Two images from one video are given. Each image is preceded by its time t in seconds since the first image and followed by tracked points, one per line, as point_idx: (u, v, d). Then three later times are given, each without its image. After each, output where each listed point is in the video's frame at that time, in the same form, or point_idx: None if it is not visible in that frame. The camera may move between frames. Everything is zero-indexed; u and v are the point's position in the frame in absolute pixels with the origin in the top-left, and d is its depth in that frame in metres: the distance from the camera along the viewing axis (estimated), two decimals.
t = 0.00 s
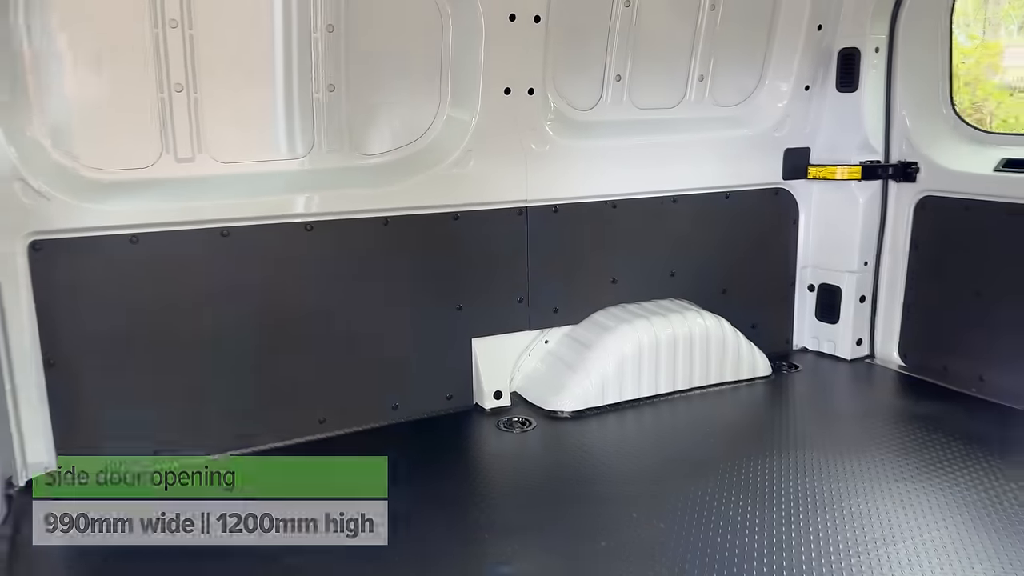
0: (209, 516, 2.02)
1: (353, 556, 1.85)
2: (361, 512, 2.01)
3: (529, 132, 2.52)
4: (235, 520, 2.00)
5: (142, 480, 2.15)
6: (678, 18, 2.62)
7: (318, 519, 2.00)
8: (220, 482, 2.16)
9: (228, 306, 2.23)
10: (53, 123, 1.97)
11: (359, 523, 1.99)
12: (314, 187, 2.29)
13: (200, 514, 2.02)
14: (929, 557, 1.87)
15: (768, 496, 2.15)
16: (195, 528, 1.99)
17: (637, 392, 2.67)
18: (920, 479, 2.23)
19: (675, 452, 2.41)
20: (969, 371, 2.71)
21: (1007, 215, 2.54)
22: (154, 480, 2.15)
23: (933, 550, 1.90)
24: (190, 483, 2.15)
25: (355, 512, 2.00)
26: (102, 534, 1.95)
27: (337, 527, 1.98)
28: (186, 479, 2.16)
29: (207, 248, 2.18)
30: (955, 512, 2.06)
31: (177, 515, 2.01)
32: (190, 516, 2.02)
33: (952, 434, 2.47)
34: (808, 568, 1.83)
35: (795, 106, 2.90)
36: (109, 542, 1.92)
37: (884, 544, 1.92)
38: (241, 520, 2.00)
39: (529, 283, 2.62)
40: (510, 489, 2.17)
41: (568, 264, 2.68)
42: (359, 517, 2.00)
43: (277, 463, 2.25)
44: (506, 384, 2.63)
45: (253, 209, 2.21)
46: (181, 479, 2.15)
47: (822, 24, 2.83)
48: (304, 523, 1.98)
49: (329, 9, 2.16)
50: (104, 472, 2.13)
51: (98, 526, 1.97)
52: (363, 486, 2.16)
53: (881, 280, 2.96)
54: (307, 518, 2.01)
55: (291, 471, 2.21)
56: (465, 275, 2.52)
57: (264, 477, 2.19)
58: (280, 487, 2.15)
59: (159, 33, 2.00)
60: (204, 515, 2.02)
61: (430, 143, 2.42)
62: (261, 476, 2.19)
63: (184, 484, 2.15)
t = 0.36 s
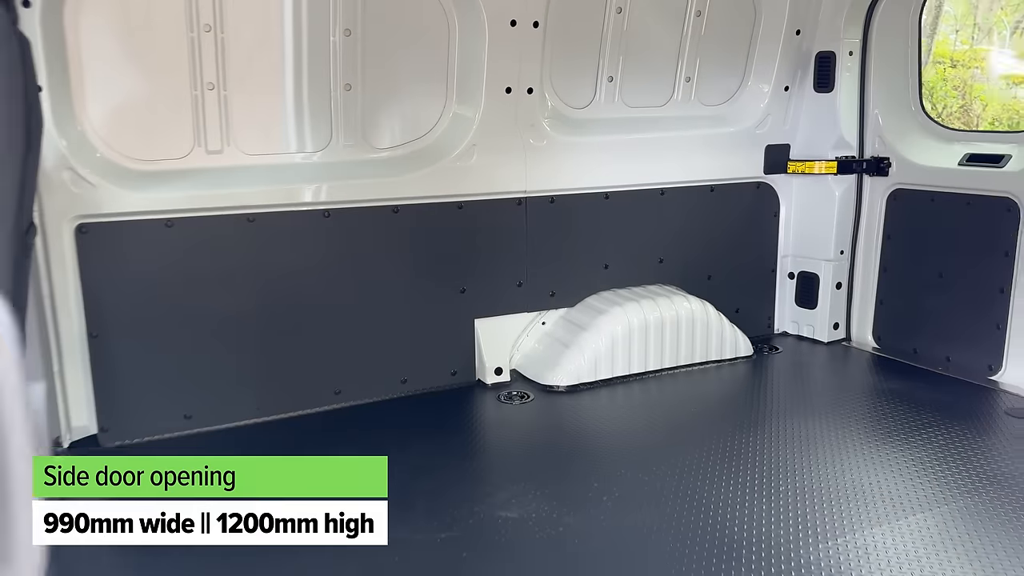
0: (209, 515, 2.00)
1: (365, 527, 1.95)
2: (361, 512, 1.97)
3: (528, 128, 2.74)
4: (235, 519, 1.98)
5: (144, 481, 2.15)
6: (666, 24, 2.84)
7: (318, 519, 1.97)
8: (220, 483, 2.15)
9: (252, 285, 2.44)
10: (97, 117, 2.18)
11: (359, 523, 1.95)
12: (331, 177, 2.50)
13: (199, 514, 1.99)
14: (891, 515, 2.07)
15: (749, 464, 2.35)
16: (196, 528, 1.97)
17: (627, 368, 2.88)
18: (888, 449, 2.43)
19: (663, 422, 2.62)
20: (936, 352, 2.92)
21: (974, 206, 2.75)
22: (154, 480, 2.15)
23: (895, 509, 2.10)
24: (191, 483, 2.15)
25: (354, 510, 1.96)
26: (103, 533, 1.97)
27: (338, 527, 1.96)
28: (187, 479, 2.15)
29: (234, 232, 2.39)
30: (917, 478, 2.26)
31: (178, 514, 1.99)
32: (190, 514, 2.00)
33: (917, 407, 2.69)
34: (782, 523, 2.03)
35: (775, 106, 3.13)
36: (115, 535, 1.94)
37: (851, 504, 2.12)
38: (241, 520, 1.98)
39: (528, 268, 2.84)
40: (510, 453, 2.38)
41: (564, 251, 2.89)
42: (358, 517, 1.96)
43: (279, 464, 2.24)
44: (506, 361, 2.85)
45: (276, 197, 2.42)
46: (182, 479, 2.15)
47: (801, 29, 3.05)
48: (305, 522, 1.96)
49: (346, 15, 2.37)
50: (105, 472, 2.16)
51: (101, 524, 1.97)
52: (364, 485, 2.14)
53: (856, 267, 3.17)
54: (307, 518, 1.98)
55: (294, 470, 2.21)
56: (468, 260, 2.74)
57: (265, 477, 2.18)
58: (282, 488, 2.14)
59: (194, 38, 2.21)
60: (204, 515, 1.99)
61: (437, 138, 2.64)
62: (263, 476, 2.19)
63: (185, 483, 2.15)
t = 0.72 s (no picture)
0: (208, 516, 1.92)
1: (371, 503, 2.00)
2: (361, 512, 1.93)
3: (518, 116, 2.96)
4: (235, 520, 1.91)
5: (143, 481, 2.10)
6: (647, 19, 3.06)
7: (319, 519, 1.92)
8: (219, 484, 2.13)
9: (264, 258, 2.68)
10: (125, 103, 2.42)
11: (360, 523, 1.91)
12: (337, 160, 2.73)
13: (198, 515, 1.92)
14: (846, 462, 2.25)
15: (720, 423, 2.54)
16: (195, 528, 1.90)
17: (610, 339, 3.10)
18: (850, 409, 2.62)
19: (643, 388, 2.82)
20: (903, 326, 3.11)
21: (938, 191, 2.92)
22: (154, 481, 2.10)
23: (850, 458, 2.29)
24: (190, 484, 2.11)
25: (354, 511, 1.92)
26: (101, 534, 1.87)
27: (338, 527, 1.91)
28: (186, 480, 2.12)
29: (247, 209, 2.62)
30: (875, 432, 2.44)
31: (175, 516, 1.92)
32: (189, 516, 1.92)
33: (882, 376, 2.88)
34: (745, 470, 2.22)
35: (752, 97, 3.34)
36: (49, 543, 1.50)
37: (809, 453, 2.31)
38: (242, 521, 1.91)
39: (518, 246, 3.06)
40: (498, 411, 2.60)
41: (553, 232, 3.12)
42: (359, 517, 1.91)
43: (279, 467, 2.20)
44: (498, 331, 3.08)
45: (286, 177, 2.66)
46: (182, 480, 2.12)
47: (776, 25, 3.27)
48: (304, 522, 1.91)
49: (350, 11, 2.60)
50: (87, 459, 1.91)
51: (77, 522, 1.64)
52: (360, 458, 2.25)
53: (830, 249, 3.37)
54: (308, 518, 1.93)
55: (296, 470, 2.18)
56: (463, 238, 2.97)
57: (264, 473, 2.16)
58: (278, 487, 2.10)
59: (212, 32, 2.45)
60: (203, 516, 1.91)
61: (434, 125, 2.86)
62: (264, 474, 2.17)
63: (184, 484, 2.11)
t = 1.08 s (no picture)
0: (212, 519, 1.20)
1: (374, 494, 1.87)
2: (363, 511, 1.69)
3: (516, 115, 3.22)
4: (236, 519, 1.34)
5: (146, 477, 0.99)
6: (636, 26, 3.31)
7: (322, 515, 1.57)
8: (218, 485, 1.25)
9: (282, 243, 2.95)
10: (161, 102, 2.70)
11: (359, 523, 1.66)
12: (349, 154, 3.01)
13: (198, 513, 1.24)
14: (806, 424, 2.47)
15: (699, 395, 2.76)
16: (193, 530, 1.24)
17: (600, 322, 3.35)
18: (818, 386, 2.84)
19: (629, 365, 3.06)
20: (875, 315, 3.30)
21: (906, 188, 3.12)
22: (153, 480, 1.02)
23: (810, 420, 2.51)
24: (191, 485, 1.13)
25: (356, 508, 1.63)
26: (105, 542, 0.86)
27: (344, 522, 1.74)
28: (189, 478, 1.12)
29: (268, 199, 2.90)
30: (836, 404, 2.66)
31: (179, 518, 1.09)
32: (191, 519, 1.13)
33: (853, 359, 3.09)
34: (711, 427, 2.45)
35: (736, 98, 3.59)
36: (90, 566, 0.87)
37: (772, 418, 2.54)
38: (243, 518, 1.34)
39: (516, 235, 3.32)
40: (491, 383, 2.86)
41: (548, 222, 3.37)
42: (360, 516, 1.64)
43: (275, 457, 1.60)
44: (496, 314, 3.34)
45: (302, 170, 2.93)
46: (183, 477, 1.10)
47: (758, 31, 3.52)
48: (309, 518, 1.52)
49: (361, 19, 2.87)
50: (106, 469, 0.87)
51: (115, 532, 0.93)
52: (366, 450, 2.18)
53: (810, 241, 3.57)
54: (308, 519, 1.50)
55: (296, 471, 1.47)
56: (464, 228, 3.22)
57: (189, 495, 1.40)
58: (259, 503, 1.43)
59: (237, 38, 2.73)
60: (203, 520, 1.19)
61: (438, 122, 3.13)
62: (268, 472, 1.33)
63: (186, 484, 1.10)
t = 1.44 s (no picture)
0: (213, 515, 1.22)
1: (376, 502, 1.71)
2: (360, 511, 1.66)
3: (541, 103, 3.47)
4: (236, 518, 1.36)
5: (143, 480, 1.11)
6: (656, 22, 3.54)
7: (318, 518, 1.60)
8: (218, 485, 1.26)
9: (325, 219, 3.21)
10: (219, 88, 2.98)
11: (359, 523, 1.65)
12: (387, 138, 3.28)
13: (198, 514, 1.20)
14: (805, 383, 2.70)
15: (708, 361, 2.99)
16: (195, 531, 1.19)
17: (618, 297, 3.59)
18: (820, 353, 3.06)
19: (646, 335, 3.29)
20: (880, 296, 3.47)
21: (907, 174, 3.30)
22: (152, 478, 1.11)
23: (809, 381, 2.73)
24: (190, 485, 1.17)
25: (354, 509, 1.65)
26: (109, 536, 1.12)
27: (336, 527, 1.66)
28: (188, 477, 1.16)
29: (312, 178, 3.17)
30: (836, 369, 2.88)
31: (174, 514, 1.14)
32: (187, 513, 1.17)
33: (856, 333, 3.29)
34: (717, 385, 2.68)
35: (750, 89, 3.81)
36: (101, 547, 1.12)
37: (774, 379, 2.76)
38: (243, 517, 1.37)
39: (540, 215, 3.56)
40: (514, 348, 3.11)
41: (571, 203, 3.61)
42: (358, 517, 1.65)
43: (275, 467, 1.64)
44: (521, 288, 3.60)
45: (345, 151, 3.21)
46: (183, 477, 1.15)
47: (771, 26, 3.73)
48: (304, 521, 1.59)
49: (401, 13, 3.11)
50: (108, 470, 1.08)
51: (102, 524, 1.12)
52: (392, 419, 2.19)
53: (819, 223, 3.73)
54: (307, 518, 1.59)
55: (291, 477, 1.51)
56: (492, 207, 3.47)
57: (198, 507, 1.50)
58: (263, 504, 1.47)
59: (288, 30, 3.00)
60: (203, 515, 1.21)
61: (469, 109, 3.38)
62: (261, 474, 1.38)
63: (185, 484, 1.15)
